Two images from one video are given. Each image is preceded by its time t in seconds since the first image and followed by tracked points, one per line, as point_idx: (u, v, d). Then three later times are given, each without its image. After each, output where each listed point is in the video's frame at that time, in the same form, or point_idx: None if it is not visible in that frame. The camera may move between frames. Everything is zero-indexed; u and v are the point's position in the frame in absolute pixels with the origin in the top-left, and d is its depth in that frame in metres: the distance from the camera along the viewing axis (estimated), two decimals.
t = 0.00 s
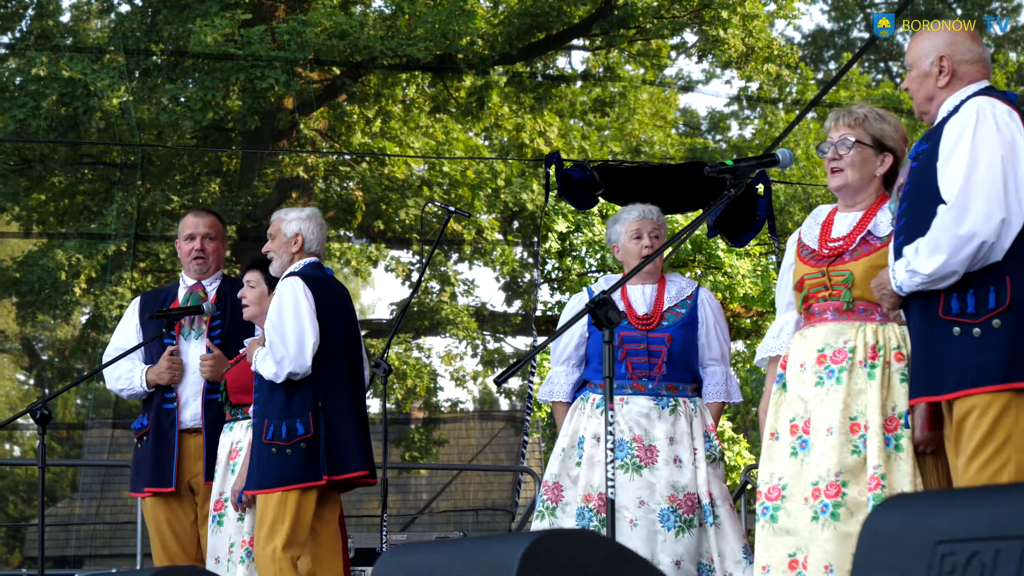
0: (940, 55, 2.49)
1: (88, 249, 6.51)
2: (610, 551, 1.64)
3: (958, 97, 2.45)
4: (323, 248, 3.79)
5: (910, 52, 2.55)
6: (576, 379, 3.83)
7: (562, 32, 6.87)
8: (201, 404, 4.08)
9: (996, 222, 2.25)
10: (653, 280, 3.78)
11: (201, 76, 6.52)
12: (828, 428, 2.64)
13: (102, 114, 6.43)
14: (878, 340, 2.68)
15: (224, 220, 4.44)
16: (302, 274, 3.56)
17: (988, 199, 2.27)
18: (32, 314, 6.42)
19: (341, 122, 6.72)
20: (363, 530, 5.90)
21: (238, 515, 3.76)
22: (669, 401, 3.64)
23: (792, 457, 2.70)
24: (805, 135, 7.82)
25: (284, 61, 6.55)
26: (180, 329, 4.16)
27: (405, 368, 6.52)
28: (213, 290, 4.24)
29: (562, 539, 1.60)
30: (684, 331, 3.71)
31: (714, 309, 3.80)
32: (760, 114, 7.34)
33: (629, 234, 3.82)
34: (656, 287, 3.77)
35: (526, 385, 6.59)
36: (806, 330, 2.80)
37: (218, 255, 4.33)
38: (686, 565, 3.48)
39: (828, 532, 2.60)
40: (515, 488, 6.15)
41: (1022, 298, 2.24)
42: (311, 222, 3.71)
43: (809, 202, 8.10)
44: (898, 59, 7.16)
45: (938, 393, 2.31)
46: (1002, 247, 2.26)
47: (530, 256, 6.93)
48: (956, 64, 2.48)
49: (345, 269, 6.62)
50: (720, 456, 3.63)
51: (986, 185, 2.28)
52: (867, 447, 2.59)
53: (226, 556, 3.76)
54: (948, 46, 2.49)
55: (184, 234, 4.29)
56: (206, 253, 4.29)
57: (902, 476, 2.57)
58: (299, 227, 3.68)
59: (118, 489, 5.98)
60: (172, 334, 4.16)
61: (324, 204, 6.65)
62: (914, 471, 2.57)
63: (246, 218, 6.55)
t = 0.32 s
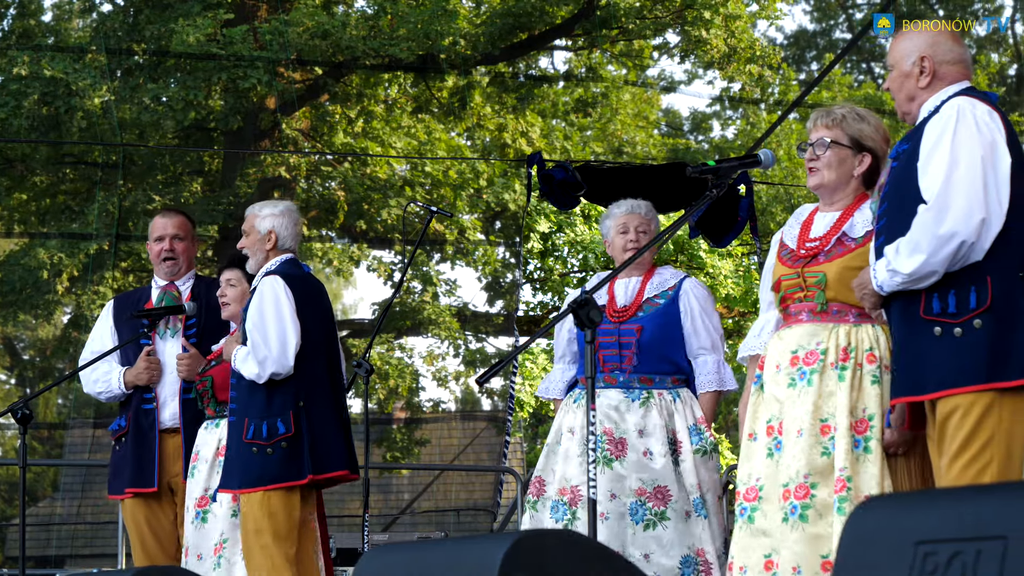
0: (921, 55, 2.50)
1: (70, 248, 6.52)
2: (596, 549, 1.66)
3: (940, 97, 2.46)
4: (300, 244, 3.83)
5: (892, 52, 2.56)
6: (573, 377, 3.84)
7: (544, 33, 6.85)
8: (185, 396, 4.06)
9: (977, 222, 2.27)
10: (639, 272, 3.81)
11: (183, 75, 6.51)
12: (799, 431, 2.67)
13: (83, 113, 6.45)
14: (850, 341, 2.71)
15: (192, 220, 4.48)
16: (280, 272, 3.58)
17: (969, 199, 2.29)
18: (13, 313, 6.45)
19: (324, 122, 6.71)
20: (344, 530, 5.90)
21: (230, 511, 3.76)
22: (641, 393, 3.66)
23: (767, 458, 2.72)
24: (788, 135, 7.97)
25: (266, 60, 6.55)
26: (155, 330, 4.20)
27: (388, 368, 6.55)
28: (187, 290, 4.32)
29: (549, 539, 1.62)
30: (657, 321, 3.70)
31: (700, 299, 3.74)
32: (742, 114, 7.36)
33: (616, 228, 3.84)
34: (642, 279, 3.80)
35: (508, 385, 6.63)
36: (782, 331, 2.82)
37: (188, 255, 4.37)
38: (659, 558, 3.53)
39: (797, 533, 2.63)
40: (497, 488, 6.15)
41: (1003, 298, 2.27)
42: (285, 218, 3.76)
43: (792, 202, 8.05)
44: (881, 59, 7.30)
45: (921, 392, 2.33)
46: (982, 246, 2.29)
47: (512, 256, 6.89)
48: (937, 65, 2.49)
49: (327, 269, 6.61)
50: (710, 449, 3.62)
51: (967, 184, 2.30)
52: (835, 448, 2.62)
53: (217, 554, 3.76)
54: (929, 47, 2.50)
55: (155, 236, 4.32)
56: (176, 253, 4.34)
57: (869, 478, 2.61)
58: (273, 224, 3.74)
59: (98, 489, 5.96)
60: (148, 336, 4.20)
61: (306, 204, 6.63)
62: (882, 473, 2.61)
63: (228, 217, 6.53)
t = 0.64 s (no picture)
0: (904, 56, 2.53)
1: (53, 246, 6.53)
2: (580, 548, 1.68)
3: (923, 97, 2.49)
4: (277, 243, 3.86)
5: (875, 53, 2.59)
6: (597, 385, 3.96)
7: (528, 33, 6.82)
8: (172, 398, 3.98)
9: (959, 222, 2.29)
10: (647, 276, 3.92)
11: (166, 74, 6.51)
12: (772, 431, 2.70)
13: (66, 112, 6.44)
14: (823, 342, 2.74)
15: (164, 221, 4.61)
16: (265, 273, 3.64)
17: (952, 199, 2.31)
18: None
19: (307, 122, 6.71)
20: (327, 530, 5.92)
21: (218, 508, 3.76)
22: (631, 398, 3.75)
23: (743, 458, 2.76)
24: (771, 137, 7.99)
25: (250, 60, 6.55)
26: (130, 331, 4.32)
27: (370, 368, 6.57)
28: (161, 291, 4.45)
29: (531, 539, 1.64)
30: (652, 326, 3.78)
31: (700, 308, 3.76)
32: (725, 114, 7.36)
33: (628, 228, 3.91)
34: (650, 282, 3.91)
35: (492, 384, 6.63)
36: (760, 333, 2.85)
37: (161, 255, 4.50)
38: (629, 564, 3.60)
39: (769, 534, 2.66)
40: (480, 488, 6.17)
41: (984, 299, 2.29)
42: (259, 217, 3.77)
43: (776, 203, 8.05)
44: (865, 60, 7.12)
45: (903, 393, 2.36)
46: (964, 247, 2.31)
47: (495, 256, 6.90)
48: (920, 65, 2.52)
49: (310, 269, 6.59)
50: (692, 457, 3.66)
51: (949, 186, 2.32)
52: (805, 449, 2.65)
53: (208, 553, 3.75)
54: (912, 48, 2.53)
55: (127, 236, 4.44)
56: (150, 253, 4.46)
57: (838, 479, 2.63)
58: (247, 223, 3.75)
59: (81, 489, 5.95)
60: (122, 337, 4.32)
61: (288, 204, 6.65)
62: (853, 474, 2.63)
63: (211, 217, 6.56)
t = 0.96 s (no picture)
0: (891, 56, 2.55)
1: (39, 246, 6.52)
2: (565, 547, 1.70)
3: (910, 97, 2.52)
4: (260, 243, 3.86)
5: (862, 53, 2.62)
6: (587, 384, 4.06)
7: (514, 33, 6.82)
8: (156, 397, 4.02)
9: (944, 223, 2.32)
10: (643, 280, 3.97)
11: (153, 74, 6.52)
12: (760, 431, 2.72)
13: (52, 112, 6.46)
14: (812, 341, 2.76)
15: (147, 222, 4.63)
16: (251, 273, 3.65)
17: (938, 200, 2.33)
18: None
19: (294, 122, 6.71)
20: (313, 530, 5.92)
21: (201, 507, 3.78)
22: (622, 399, 3.76)
23: (729, 458, 2.77)
24: (757, 137, 8.02)
25: (236, 60, 6.56)
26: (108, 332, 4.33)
27: (356, 367, 6.56)
28: (140, 291, 4.45)
29: (516, 537, 1.65)
30: (646, 330, 3.82)
31: (699, 314, 3.80)
32: (712, 114, 7.22)
33: (626, 230, 3.93)
34: (645, 286, 3.95)
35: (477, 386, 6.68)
36: (747, 333, 2.88)
37: (141, 254, 4.51)
38: (616, 565, 3.62)
39: (756, 533, 2.68)
40: (466, 488, 6.19)
41: (968, 300, 2.31)
42: (242, 216, 3.78)
43: (761, 203, 8.06)
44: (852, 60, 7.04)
45: (888, 392, 2.39)
46: (950, 247, 2.33)
47: (482, 257, 6.88)
48: (907, 65, 2.55)
49: (296, 269, 6.64)
50: (683, 459, 3.68)
51: (935, 187, 2.34)
52: (795, 449, 2.67)
53: (198, 554, 3.76)
54: (899, 48, 2.55)
55: (107, 236, 4.46)
56: (129, 253, 4.47)
57: (828, 478, 2.65)
58: (230, 223, 3.75)
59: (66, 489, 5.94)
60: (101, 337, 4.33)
61: (275, 204, 6.64)
62: (842, 473, 2.65)
63: (197, 217, 6.58)
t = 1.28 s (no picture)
0: (878, 57, 2.57)
1: (27, 246, 6.51)
2: (553, 547, 1.70)
3: (897, 98, 2.53)
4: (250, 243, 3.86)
5: (849, 54, 2.63)
6: (543, 378, 4.08)
7: (503, 32, 6.81)
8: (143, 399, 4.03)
9: (931, 225, 2.33)
10: (614, 280, 3.95)
11: (141, 74, 6.52)
12: (763, 430, 2.73)
13: (41, 112, 6.46)
14: (812, 341, 2.77)
15: (135, 223, 4.63)
16: (239, 274, 3.65)
17: (924, 202, 2.35)
18: None
19: (282, 122, 6.69)
20: (302, 530, 5.92)
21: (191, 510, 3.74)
22: (608, 399, 3.78)
23: (727, 458, 2.80)
24: (746, 137, 8.05)
25: (224, 60, 6.55)
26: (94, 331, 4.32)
27: (345, 367, 6.58)
28: (126, 290, 4.44)
29: (504, 538, 1.66)
30: (630, 329, 3.84)
31: (673, 310, 3.89)
32: (700, 115, 7.23)
33: (599, 230, 3.98)
34: (617, 286, 3.94)
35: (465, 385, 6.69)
36: (742, 332, 2.88)
37: (126, 252, 4.51)
38: (607, 562, 3.64)
39: (763, 532, 2.69)
40: (455, 488, 6.18)
41: (956, 301, 2.33)
42: (232, 216, 3.78)
43: (751, 205, 8.10)
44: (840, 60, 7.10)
45: (876, 394, 2.40)
46: (936, 249, 2.35)
47: (471, 256, 6.86)
48: (893, 67, 2.56)
49: (284, 268, 6.64)
50: (666, 458, 3.77)
51: (922, 189, 2.36)
52: (801, 447, 2.68)
53: (182, 554, 3.77)
54: (887, 49, 2.57)
55: (92, 235, 4.47)
56: (114, 250, 4.48)
57: (835, 476, 2.66)
58: (219, 223, 3.75)
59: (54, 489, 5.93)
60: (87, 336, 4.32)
61: (262, 204, 6.63)
62: (848, 471, 2.66)
63: (186, 216, 6.58)
